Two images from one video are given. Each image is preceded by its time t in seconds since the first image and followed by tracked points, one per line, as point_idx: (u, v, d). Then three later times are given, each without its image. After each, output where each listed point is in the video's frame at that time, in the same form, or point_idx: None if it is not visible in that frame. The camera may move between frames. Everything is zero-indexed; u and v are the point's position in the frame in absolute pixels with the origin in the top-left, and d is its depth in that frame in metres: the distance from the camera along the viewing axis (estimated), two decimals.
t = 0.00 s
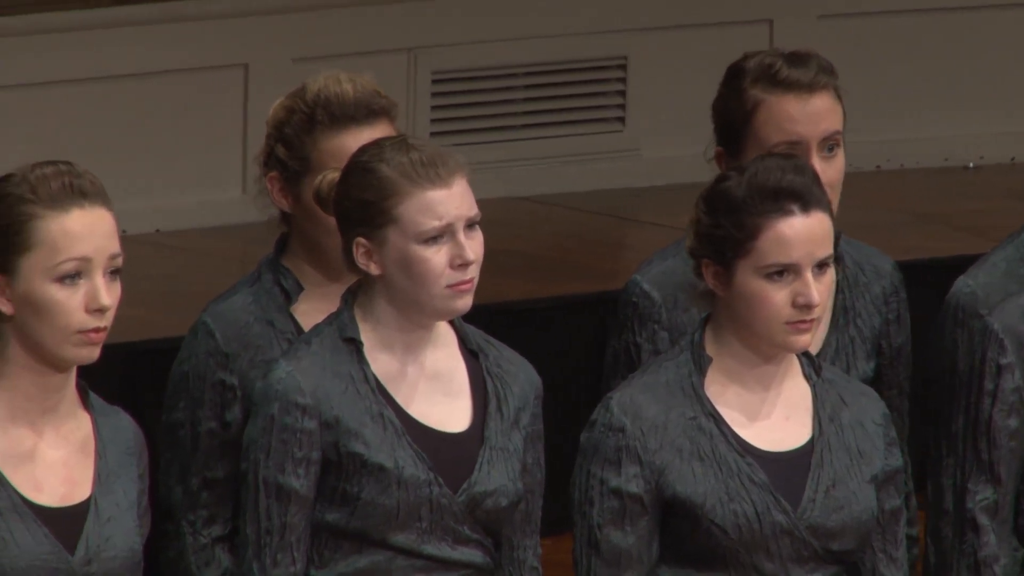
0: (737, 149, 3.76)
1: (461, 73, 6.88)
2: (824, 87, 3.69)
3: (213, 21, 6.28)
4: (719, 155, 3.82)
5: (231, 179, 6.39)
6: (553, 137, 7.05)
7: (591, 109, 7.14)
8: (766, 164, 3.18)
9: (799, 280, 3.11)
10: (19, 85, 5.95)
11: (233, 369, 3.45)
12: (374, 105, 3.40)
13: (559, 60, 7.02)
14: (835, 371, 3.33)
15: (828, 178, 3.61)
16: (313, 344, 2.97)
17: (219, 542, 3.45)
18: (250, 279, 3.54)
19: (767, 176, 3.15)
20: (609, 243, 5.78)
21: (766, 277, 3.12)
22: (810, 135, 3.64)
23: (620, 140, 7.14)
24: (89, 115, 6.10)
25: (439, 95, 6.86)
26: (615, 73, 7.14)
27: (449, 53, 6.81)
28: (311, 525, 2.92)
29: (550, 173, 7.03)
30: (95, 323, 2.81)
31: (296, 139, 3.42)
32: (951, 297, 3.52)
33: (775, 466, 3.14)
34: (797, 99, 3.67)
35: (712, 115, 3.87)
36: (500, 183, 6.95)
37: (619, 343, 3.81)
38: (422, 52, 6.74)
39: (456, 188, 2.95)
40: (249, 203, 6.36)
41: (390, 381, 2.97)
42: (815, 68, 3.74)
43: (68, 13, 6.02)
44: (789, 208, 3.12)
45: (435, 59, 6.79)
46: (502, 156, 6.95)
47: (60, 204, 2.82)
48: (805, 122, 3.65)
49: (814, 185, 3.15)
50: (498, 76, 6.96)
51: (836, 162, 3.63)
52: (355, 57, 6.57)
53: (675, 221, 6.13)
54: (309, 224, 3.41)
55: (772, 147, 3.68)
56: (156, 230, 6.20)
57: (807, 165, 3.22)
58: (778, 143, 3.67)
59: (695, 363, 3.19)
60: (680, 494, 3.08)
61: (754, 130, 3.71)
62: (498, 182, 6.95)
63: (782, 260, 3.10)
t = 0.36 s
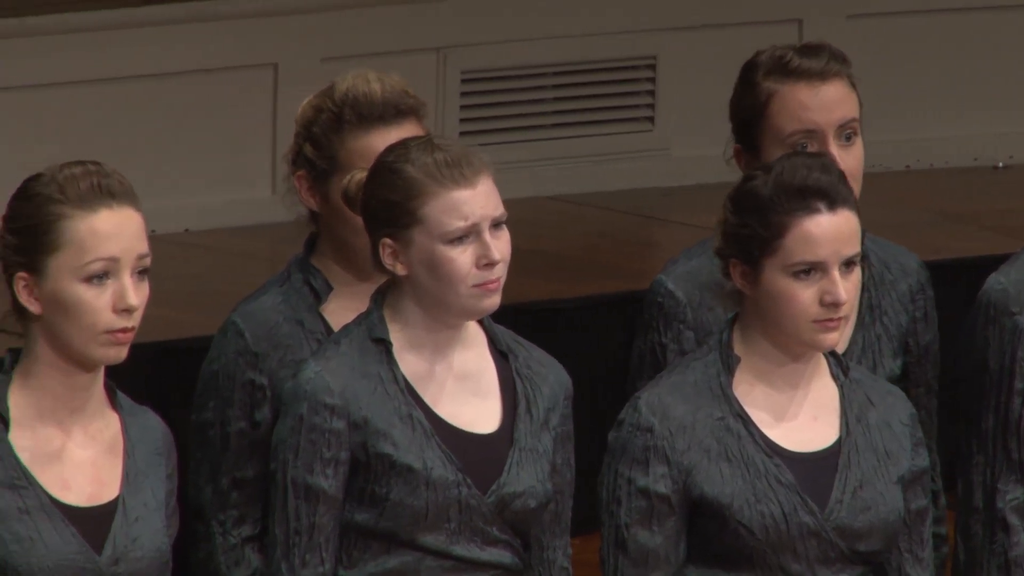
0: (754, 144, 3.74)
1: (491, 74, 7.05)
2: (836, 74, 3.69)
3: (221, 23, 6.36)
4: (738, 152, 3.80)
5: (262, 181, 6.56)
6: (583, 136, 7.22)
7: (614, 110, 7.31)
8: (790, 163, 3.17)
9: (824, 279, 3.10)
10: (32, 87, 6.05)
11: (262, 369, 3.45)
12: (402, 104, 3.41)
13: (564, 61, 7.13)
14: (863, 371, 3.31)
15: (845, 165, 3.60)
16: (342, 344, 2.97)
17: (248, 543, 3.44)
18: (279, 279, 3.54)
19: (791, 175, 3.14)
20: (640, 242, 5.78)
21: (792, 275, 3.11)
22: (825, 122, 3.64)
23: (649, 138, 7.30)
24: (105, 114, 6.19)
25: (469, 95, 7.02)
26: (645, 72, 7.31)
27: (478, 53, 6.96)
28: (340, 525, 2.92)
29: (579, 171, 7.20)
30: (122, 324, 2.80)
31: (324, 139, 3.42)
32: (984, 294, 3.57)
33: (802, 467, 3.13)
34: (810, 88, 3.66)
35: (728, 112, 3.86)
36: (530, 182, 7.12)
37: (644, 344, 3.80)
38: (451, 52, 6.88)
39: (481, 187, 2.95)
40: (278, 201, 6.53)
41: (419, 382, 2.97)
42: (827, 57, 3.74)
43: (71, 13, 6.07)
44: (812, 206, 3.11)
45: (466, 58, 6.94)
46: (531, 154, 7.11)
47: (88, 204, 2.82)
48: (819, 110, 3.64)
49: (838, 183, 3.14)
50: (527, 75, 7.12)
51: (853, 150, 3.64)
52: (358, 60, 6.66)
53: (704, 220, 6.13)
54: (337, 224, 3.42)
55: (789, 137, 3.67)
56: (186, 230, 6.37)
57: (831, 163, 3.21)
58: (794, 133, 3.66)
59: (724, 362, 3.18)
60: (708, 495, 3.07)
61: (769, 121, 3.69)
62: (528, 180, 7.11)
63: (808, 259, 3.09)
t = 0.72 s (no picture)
0: (776, 143, 3.72)
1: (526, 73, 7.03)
2: (855, 69, 3.67)
3: (249, 22, 6.36)
4: (761, 151, 3.78)
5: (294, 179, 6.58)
6: (615, 134, 7.20)
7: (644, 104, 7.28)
8: (818, 160, 3.16)
9: (857, 273, 3.07)
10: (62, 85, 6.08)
11: (294, 367, 3.44)
12: (432, 102, 3.40)
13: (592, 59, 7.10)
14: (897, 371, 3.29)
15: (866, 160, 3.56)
16: (373, 345, 2.97)
17: (280, 541, 3.44)
18: (310, 277, 3.54)
19: (819, 173, 3.13)
20: (669, 241, 5.77)
21: (824, 272, 3.09)
22: (844, 118, 3.61)
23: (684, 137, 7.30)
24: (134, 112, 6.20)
25: (502, 94, 6.99)
26: (678, 71, 7.29)
27: (510, 52, 6.95)
28: (370, 525, 2.92)
29: (612, 168, 7.21)
30: (151, 324, 2.80)
31: (354, 137, 3.42)
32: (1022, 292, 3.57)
33: (836, 468, 3.11)
34: (829, 83, 3.64)
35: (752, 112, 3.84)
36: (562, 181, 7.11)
37: (670, 344, 3.79)
38: (484, 51, 6.87)
39: (511, 185, 2.94)
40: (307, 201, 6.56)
41: (450, 381, 2.96)
42: (846, 53, 3.71)
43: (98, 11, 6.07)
44: (841, 202, 3.09)
45: (500, 57, 6.93)
46: (562, 153, 7.09)
47: (118, 203, 2.81)
48: (839, 105, 3.61)
49: (866, 179, 3.12)
50: (559, 73, 7.08)
51: (875, 146, 3.61)
52: (388, 58, 6.64)
53: (735, 220, 6.09)
54: (367, 222, 3.40)
55: (809, 133, 3.64)
56: (217, 228, 6.43)
57: (859, 160, 3.19)
58: (814, 130, 3.64)
59: (758, 363, 3.16)
60: (741, 496, 3.05)
61: (790, 118, 3.67)
62: (560, 180, 7.10)
63: (840, 254, 3.07)
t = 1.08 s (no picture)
0: (819, 143, 3.71)
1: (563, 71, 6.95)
2: (905, 80, 3.66)
3: (277, 20, 6.30)
4: (802, 148, 3.77)
5: (328, 176, 6.54)
6: (652, 133, 7.13)
7: (681, 98, 7.18)
8: (859, 164, 3.14)
9: (896, 277, 3.06)
10: (95, 84, 6.02)
11: (332, 367, 3.45)
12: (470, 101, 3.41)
13: (634, 58, 7.04)
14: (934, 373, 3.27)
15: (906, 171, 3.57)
16: (408, 344, 2.97)
17: (316, 540, 3.42)
18: (348, 276, 3.54)
19: (860, 176, 3.12)
20: (707, 240, 5.75)
21: (864, 275, 3.07)
22: (889, 128, 3.61)
23: (720, 136, 7.21)
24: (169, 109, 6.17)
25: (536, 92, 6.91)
26: (712, 69, 7.19)
27: (545, 49, 6.87)
28: (406, 526, 2.92)
29: (647, 169, 7.12)
30: (185, 327, 2.81)
31: (392, 136, 3.43)
32: None
33: (871, 470, 3.09)
34: (878, 92, 3.63)
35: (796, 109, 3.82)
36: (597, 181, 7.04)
37: (706, 343, 3.79)
38: (519, 49, 6.79)
39: (554, 190, 2.94)
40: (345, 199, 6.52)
41: (486, 382, 2.96)
42: (896, 61, 3.71)
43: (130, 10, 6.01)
44: (883, 206, 3.08)
45: (534, 55, 6.84)
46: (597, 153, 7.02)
47: (154, 206, 2.82)
48: (886, 115, 3.61)
49: (908, 185, 3.11)
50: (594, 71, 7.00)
51: (918, 158, 3.61)
52: (426, 58, 6.60)
53: (776, 219, 6.06)
54: (406, 222, 3.41)
55: (853, 139, 3.64)
56: (253, 227, 6.40)
57: (902, 165, 3.18)
58: (858, 136, 3.63)
59: (796, 364, 3.15)
60: (777, 497, 3.04)
61: (835, 122, 3.66)
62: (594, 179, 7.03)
63: (880, 258, 3.06)
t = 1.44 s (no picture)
0: (873, 140, 3.73)
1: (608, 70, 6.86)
2: (963, 82, 3.68)
3: (316, 20, 6.23)
4: (855, 144, 3.79)
5: (373, 175, 6.47)
6: (697, 134, 7.04)
7: (734, 96, 7.10)
8: (901, 165, 3.16)
9: (933, 279, 3.07)
10: (120, 84, 5.92)
11: (375, 366, 3.49)
12: (514, 103, 3.45)
13: (679, 57, 6.95)
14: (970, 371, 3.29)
15: (960, 173, 3.60)
16: (445, 346, 3.01)
17: (360, 540, 3.48)
18: (392, 276, 3.58)
19: (902, 177, 3.13)
20: (752, 239, 5.78)
21: (901, 276, 3.09)
22: (945, 129, 3.64)
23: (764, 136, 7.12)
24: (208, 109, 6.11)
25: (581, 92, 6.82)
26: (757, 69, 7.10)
27: (590, 49, 6.79)
28: (445, 526, 2.96)
29: (691, 169, 7.02)
30: (225, 331, 2.85)
31: (437, 136, 3.48)
32: None
33: (905, 468, 3.11)
34: (937, 92, 3.66)
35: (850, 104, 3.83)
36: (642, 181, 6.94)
37: (751, 340, 3.80)
38: (563, 48, 6.72)
39: (602, 194, 2.97)
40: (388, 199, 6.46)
41: (524, 381, 3.00)
42: (955, 62, 3.72)
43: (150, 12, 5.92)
44: (923, 208, 3.09)
45: (577, 55, 6.77)
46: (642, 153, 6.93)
47: (197, 211, 2.88)
48: (942, 116, 3.64)
49: (949, 188, 3.13)
50: (639, 71, 6.92)
51: (971, 160, 3.65)
52: (476, 57, 6.55)
53: (821, 218, 6.08)
54: (449, 222, 3.44)
55: (907, 139, 3.67)
56: (296, 226, 6.32)
57: (943, 167, 3.20)
58: (913, 136, 3.66)
59: (830, 363, 3.16)
60: (812, 495, 3.07)
61: (891, 120, 3.69)
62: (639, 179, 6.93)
63: (918, 259, 3.07)
